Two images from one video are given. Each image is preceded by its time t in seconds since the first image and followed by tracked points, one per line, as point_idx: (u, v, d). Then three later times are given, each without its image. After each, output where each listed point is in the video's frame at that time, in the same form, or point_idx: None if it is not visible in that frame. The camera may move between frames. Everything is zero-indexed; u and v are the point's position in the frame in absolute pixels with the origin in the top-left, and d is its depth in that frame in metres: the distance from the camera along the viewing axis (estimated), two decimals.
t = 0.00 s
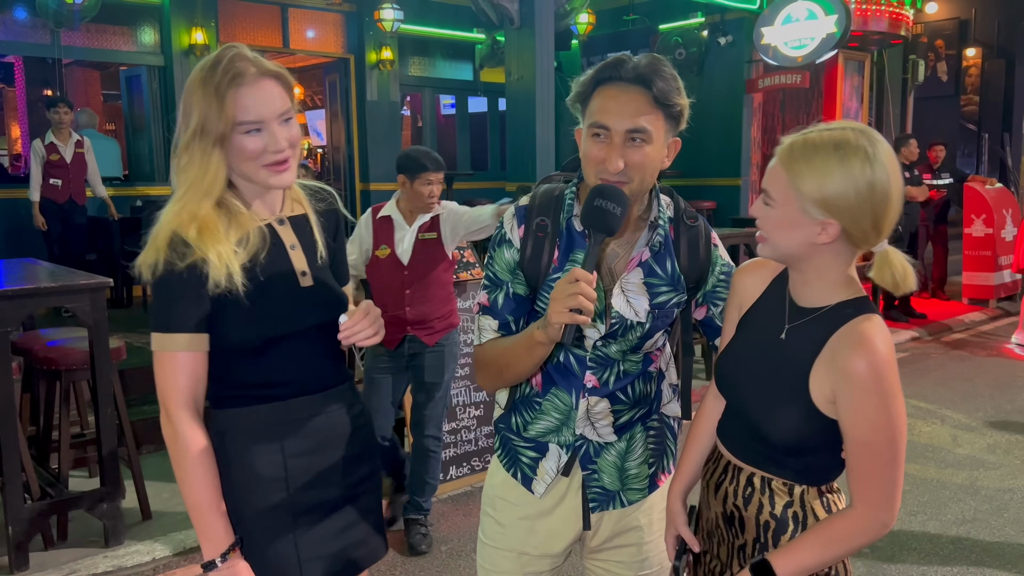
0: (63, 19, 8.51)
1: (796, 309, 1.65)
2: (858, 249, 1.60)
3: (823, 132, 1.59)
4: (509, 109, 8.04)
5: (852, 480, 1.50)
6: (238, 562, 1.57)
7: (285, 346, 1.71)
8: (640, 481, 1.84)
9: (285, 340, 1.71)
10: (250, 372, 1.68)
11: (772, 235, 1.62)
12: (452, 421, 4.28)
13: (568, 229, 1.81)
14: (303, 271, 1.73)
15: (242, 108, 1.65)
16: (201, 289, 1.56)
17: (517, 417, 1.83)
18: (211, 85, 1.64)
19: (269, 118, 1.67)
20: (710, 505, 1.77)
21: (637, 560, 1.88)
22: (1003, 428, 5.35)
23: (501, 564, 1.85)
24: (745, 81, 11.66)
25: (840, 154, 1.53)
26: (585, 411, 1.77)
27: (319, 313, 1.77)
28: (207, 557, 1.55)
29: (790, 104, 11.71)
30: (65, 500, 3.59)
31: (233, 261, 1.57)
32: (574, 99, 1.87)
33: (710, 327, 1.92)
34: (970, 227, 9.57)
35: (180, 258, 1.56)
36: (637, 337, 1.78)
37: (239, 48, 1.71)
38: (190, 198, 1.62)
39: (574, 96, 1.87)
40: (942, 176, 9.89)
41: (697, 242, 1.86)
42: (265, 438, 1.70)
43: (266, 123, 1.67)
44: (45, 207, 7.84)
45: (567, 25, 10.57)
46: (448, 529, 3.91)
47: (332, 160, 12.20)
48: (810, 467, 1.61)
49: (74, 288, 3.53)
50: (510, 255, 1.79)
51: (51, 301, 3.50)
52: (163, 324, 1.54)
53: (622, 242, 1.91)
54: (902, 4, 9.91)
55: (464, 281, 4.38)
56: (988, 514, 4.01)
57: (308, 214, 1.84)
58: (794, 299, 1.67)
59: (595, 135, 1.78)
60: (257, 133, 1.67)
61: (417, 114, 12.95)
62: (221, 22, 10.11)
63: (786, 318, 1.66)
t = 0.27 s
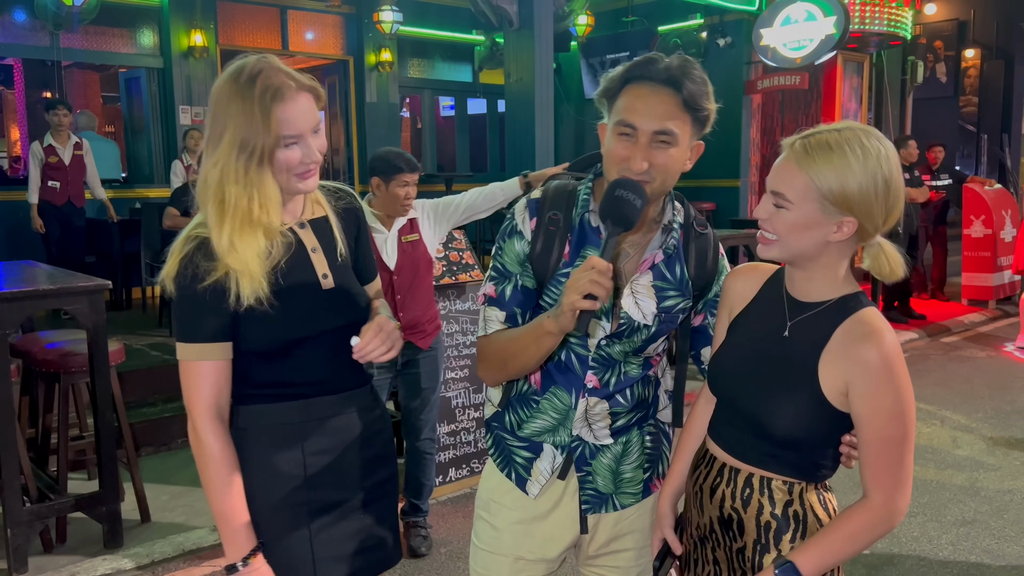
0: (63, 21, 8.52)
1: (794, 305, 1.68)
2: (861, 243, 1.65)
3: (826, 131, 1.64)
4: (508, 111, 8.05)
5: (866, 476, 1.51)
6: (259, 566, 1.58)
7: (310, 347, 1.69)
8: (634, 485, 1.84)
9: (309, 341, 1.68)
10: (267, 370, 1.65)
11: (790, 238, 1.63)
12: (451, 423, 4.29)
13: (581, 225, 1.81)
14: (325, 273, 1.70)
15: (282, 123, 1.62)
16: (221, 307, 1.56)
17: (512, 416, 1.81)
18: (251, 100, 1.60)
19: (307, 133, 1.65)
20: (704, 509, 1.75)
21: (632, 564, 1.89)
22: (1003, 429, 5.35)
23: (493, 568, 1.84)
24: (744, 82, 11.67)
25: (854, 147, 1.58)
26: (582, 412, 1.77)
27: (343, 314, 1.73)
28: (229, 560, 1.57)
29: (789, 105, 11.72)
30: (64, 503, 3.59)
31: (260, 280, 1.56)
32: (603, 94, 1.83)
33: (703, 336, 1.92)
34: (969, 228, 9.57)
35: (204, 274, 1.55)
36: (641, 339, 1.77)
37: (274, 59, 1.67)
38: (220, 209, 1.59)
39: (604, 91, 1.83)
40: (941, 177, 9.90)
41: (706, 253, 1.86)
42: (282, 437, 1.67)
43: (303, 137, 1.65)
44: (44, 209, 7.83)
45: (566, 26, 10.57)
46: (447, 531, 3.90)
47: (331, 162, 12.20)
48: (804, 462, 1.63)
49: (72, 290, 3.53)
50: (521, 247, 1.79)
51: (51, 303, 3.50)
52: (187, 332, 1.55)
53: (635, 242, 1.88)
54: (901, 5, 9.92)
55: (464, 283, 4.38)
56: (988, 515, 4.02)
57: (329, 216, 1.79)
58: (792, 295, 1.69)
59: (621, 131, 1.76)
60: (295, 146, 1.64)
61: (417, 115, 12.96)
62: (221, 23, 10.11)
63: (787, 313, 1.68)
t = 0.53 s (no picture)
0: (62, 21, 8.52)
1: (774, 297, 1.70)
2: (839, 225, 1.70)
3: (780, 128, 1.68)
4: (508, 112, 8.05)
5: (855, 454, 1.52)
6: (260, 566, 1.60)
7: (321, 348, 1.68)
8: (634, 487, 1.81)
9: (321, 343, 1.68)
10: (279, 369, 1.65)
11: (783, 231, 1.62)
12: (451, 424, 4.29)
13: (595, 223, 1.80)
14: (338, 275, 1.69)
15: (311, 130, 1.61)
16: (234, 309, 1.56)
17: (511, 415, 1.77)
18: (281, 106, 1.59)
19: (334, 135, 1.65)
20: (710, 510, 1.73)
21: (632, 566, 1.86)
22: (1003, 429, 5.35)
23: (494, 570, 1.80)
24: (744, 82, 11.66)
25: (814, 131, 1.63)
26: (586, 411, 1.73)
27: (359, 317, 1.73)
28: (232, 558, 1.58)
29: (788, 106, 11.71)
30: (62, 504, 3.59)
31: (278, 286, 1.56)
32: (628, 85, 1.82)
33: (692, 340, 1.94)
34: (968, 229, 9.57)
35: (221, 275, 1.55)
36: (649, 340, 1.75)
37: (301, 63, 1.66)
38: (244, 214, 1.58)
39: (628, 86, 1.82)
40: (941, 178, 9.90)
41: (712, 259, 1.85)
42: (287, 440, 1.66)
43: (331, 140, 1.65)
44: (43, 210, 7.82)
45: (565, 27, 10.57)
46: (446, 532, 3.90)
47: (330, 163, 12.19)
48: (806, 453, 1.61)
49: (71, 291, 3.52)
50: (533, 242, 1.77)
51: (49, 304, 3.50)
52: (203, 329, 1.54)
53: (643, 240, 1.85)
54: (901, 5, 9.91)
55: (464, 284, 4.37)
56: (987, 516, 4.01)
57: (345, 217, 1.81)
58: (769, 288, 1.72)
59: (648, 131, 1.74)
60: (324, 149, 1.64)
61: (416, 116, 12.95)
62: (220, 24, 10.11)
63: (772, 309, 1.69)
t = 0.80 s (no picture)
0: (63, 21, 8.53)
1: (766, 298, 1.70)
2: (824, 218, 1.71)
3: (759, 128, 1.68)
4: (508, 112, 8.06)
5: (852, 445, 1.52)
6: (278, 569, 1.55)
7: (334, 348, 1.68)
8: (642, 486, 1.81)
9: (335, 343, 1.68)
10: (295, 370, 1.64)
11: (775, 230, 1.62)
12: (451, 424, 4.29)
13: (594, 226, 1.79)
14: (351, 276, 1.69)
15: (334, 133, 1.63)
16: (256, 307, 1.53)
17: (517, 421, 1.76)
18: (307, 108, 1.61)
19: (355, 142, 1.67)
20: (717, 513, 1.72)
21: (640, 566, 1.85)
22: (1003, 430, 5.35)
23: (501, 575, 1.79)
24: (744, 83, 11.66)
25: (794, 127, 1.63)
26: (594, 414, 1.73)
27: (371, 316, 1.73)
28: (249, 563, 1.53)
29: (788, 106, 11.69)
30: (62, 504, 3.59)
31: (301, 286, 1.56)
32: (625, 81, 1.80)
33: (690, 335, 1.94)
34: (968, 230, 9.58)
35: (245, 276, 1.53)
36: (653, 340, 1.75)
37: (326, 68, 1.69)
38: (266, 215, 1.59)
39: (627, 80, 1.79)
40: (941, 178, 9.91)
41: (710, 254, 1.85)
42: (295, 442, 1.65)
43: (352, 146, 1.68)
44: (43, 210, 7.82)
45: (566, 28, 10.57)
46: (447, 532, 3.90)
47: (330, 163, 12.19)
48: (809, 453, 1.62)
49: (70, 290, 3.52)
50: (534, 249, 1.76)
51: (49, 304, 3.50)
52: (219, 331, 1.51)
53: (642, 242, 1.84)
54: (901, 6, 9.91)
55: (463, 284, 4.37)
56: (987, 516, 4.01)
57: (353, 220, 1.83)
58: (760, 288, 1.71)
59: (648, 133, 1.73)
60: (344, 154, 1.67)
61: (417, 116, 12.95)
62: (221, 24, 10.11)
63: (763, 309, 1.69)
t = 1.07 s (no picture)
0: (64, 21, 8.53)
1: (762, 296, 1.70)
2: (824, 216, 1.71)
3: (758, 130, 1.68)
4: (508, 113, 8.06)
5: (847, 443, 1.52)
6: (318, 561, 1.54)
7: (341, 347, 1.67)
8: (650, 485, 1.81)
9: (342, 342, 1.66)
10: (300, 370, 1.63)
11: (774, 233, 1.62)
12: (451, 424, 4.29)
13: (585, 232, 1.78)
14: (354, 275, 1.67)
15: (343, 137, 1.64)
16: (263, 310, 1.52)
17: (522, 428, 1.76)
18: (318, 110, 1.61)
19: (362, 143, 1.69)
20: (720, 516, 1.72)
21: (645, 565, 1.84)
22: (1003, 431, 5.34)
23: None
24: (745, 84, 11.66)
25: (793, 129, 1.63)
26: (598, 418, 1.73)
27: (374, 316, 1.72)
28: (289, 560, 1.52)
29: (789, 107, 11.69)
30: (62, 503, 3.59)
31: (307, 288, 1.55)
32: (602, 87, 1.76)
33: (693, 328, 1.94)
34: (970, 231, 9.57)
35: (249, 280, 1.51)
36: (652, 342, 1.75)
37: (334, 69, 1.69)
38: (272, 218, 1.58)
39: (609, 81, 1.76)
40: (942, 179, 9.90)
41: (703, 248, 1.82)
42: (302, 442, 1.64)
43: (358, 147, 1.70)
44: (43, 210, 7.83)
45: (567, 28, 10.57)
46: (446, 533, 3.90)
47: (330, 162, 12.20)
48: (812, 455, 1.61)
49: (70, 290, 3.52)
50: (527, 261, 1.74)
51: (49, 304, 3.50)
52: (227, 337, 1.49)
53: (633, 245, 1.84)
54: (902, 7, 9.91)
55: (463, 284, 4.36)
56: (987, 518, 4.01)
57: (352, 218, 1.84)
58: (757, 288, 1.71)
59: (635, 147, 1.72)
60: (351, 155, 1.68)
61: (417, 116, 12.95)
62: (223, 24, 10.12)
63: (760, 309, 1.69)
